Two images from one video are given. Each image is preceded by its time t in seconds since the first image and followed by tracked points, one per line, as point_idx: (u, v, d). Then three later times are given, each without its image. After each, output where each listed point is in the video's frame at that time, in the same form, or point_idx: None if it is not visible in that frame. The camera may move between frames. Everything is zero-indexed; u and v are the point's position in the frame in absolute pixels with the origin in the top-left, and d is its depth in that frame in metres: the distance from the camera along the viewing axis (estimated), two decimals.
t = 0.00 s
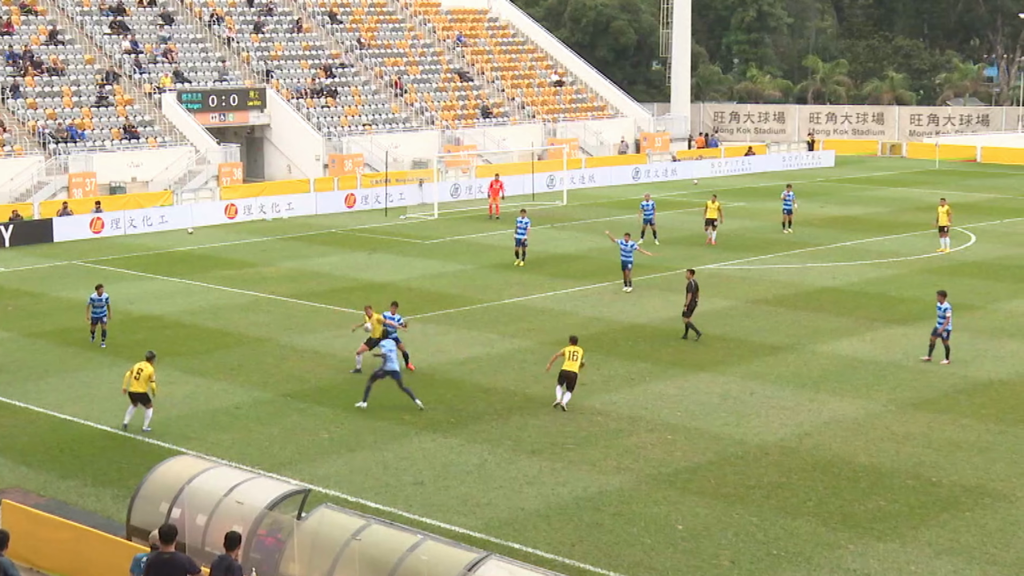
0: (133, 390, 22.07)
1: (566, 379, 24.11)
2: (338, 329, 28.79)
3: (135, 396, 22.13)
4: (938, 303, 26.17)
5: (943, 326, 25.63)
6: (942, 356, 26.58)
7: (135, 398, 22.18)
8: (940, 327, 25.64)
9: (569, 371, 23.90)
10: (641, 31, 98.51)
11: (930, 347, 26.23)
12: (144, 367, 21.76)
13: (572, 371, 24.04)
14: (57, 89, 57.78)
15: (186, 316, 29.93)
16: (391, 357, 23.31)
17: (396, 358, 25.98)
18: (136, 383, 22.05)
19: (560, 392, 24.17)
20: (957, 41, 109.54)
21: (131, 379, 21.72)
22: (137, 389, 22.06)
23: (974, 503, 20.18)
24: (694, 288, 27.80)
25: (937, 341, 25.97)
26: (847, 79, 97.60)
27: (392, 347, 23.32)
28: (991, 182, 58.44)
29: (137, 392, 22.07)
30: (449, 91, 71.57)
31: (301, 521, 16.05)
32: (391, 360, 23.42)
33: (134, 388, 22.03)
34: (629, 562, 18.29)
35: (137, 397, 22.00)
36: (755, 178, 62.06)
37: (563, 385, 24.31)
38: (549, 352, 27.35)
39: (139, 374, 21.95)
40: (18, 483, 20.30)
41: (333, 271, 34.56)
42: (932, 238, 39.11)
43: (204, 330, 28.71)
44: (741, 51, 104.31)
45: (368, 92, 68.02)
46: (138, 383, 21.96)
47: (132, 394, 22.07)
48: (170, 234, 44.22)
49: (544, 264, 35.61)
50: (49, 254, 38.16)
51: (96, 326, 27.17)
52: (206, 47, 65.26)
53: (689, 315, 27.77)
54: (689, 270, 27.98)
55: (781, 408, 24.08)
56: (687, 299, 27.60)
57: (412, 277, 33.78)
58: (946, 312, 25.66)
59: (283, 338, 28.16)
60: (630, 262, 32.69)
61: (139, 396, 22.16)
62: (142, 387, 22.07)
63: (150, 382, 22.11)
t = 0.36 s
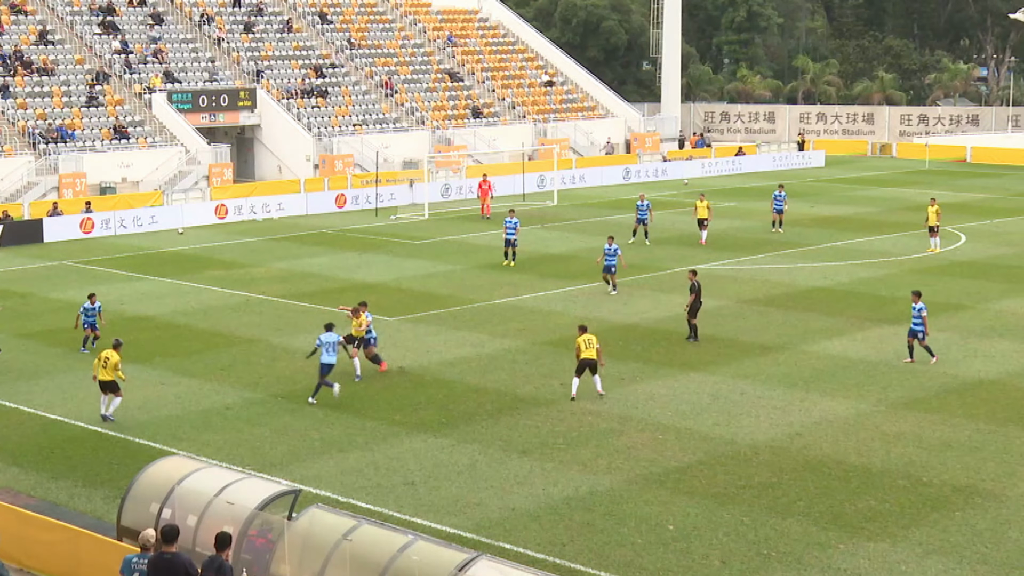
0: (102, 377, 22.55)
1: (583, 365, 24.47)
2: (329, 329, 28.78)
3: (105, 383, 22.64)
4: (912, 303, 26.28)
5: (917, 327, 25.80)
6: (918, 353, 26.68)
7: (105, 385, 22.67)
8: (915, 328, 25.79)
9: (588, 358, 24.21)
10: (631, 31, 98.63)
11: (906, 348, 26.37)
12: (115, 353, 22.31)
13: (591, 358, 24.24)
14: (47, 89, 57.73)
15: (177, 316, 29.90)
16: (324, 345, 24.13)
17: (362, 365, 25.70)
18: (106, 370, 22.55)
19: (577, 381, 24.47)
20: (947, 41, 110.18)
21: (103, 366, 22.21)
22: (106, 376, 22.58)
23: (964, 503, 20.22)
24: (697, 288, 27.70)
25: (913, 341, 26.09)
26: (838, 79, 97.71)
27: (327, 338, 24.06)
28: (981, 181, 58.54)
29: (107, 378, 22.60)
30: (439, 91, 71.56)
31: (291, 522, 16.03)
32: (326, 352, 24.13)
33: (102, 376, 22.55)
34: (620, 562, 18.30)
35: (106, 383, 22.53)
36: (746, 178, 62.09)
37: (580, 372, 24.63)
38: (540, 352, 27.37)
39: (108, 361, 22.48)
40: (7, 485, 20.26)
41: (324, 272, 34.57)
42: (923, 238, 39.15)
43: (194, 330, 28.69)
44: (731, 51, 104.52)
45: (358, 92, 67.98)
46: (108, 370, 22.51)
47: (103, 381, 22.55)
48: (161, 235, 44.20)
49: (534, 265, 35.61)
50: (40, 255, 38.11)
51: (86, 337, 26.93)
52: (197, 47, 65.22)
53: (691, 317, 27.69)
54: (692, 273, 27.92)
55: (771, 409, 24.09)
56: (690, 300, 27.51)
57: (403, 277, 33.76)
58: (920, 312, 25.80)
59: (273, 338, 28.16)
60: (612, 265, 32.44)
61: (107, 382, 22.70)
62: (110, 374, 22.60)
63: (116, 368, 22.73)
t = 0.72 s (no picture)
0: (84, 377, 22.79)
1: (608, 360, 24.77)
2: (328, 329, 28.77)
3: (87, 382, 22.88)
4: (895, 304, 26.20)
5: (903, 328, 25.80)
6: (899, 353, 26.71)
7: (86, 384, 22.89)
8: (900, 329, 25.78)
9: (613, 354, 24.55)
10: (631, 31, 98.53)
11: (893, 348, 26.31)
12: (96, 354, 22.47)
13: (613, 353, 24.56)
14: (46, 89, 57.73)
15: (176, 316, 29.90)
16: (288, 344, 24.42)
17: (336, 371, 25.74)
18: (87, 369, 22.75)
19: (600, 374, 24.82)
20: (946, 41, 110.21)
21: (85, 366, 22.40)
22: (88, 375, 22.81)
23: (964, 503, 20.23)
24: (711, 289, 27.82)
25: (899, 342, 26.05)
26: (837, 79, 97.66)
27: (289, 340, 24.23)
28: (980, 181, 58.56)
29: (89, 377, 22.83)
30: (439, 91, 71.56)
31: (291, 522, 16.03)
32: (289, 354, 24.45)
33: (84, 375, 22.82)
34: (619, 562, 18.30)
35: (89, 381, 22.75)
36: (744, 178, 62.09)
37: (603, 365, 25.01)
38: (539, 352, 27.37)
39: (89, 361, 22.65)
40: (7, 485, 20.25)
41: (323, 272, 34.56)
42: (922, 238, 39.15)
43: (193, 330, 28.69)
44: (731, 51, 104.46)
45: (358, 92, 67.98)
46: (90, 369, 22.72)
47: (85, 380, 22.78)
48: (160, 235, 44.19)
49: (534, 265, 35.60)
50: (40, 255, 38.11)
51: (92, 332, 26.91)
52: (196, 47, 65.21)
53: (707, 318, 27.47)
54: (705, 274, 27.88)
55: (770, 409, 24.09)
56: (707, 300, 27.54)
57: (402, 277, 33.76)
58: (905, 312, 25.71)
59: (273, 338, 28.16)
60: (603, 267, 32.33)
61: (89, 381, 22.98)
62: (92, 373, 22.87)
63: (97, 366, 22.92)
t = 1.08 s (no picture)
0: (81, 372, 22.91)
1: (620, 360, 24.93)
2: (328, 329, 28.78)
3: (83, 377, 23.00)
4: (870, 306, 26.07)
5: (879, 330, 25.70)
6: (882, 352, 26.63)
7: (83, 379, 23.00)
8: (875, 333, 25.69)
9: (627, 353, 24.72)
10: (630, 31, 98.47)
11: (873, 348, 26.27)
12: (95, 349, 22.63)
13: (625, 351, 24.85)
14: (45, 89, 57.71)
15: (175, 316, 29.90)
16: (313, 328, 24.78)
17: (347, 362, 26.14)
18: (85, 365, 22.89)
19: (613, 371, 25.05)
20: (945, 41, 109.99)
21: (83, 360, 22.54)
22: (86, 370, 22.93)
23: (963, 502, 20.24)
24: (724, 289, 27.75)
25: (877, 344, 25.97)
26: (836, 79, 97.58)
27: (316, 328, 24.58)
28: (980, 181, 58.54)
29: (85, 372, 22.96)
30: (438, 91, 71.55)
31: (291, 522, 16.03)
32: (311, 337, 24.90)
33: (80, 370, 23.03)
34: (618, 562, 18.30)
35: (86, 378, 22.85)
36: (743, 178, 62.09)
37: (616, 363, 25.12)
38: (539, 352, 27.36)
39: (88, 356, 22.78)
40: (6, 485, 20.25)
41: (322, 271, 34.55)
42: (920, 238, 39.14)
43: (192, 330, 28.69)
44: (730, 51, 104.47)
45: (357, 92, 67.97)
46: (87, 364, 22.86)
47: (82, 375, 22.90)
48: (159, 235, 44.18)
49: (534, 264, 35.58)
50: (39, 255, 38.11)
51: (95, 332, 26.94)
52: (196, 47, 65.20)
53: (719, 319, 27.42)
54: (721, 274, 27.83)
55: (769, 409, 24.08)
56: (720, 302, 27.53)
57: (401, 277, 33.75)
58: (876, 316, 25.62)
59: (272, 338, 28.15)
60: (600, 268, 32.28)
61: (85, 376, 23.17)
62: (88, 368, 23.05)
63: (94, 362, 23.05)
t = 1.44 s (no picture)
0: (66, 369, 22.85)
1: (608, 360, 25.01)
2: (304, 329, 28.72)
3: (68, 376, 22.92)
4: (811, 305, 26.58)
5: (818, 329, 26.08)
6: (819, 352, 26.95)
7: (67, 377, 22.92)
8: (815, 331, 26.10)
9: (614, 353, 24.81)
10: (606, 31, 98.53)
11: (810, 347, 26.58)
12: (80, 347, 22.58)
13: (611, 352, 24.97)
14: (19, 89, 57.44)
15: (152, 317, 29.81)
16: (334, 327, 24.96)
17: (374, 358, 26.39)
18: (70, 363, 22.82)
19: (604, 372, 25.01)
20: (919, 41, 110.34)
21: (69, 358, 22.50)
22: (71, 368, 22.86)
23: (937, 499, 20.33)
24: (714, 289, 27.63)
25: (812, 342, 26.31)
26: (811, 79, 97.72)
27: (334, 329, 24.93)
28: (954, 181, 58.73)
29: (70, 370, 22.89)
30: (414, 91, 71.42)
31: (266, 522, 15.99)
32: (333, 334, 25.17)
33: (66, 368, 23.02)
34: (594, 561, 18.31)
35: (70, 377, 22.84)
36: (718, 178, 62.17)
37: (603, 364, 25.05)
38: (514, 351, 27.38)
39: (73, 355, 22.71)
40: None
41: (299, 271, 34.49)
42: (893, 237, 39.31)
43: (168, 330, 28.60)
44: (706, 50, 104.68)
45: (333, 92, 67.81)
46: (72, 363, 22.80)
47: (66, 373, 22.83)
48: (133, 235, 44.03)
49: (511, 264, 35.58)
50: (14, 255, 37.93)
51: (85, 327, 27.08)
52: (171, 46, 65.04)
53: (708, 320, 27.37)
54: (707, 274, 27.62)
55: (745, 407, 24.14)
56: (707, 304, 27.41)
57: (378, 277, 33.71)
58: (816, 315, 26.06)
59: (249, 338, 28.08)
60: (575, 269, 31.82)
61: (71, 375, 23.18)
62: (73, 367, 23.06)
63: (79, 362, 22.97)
